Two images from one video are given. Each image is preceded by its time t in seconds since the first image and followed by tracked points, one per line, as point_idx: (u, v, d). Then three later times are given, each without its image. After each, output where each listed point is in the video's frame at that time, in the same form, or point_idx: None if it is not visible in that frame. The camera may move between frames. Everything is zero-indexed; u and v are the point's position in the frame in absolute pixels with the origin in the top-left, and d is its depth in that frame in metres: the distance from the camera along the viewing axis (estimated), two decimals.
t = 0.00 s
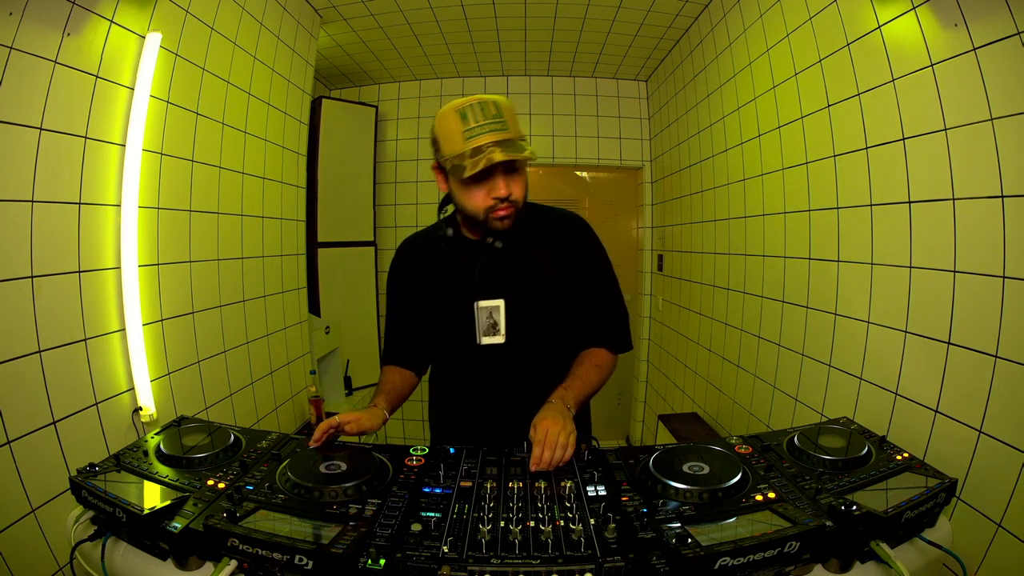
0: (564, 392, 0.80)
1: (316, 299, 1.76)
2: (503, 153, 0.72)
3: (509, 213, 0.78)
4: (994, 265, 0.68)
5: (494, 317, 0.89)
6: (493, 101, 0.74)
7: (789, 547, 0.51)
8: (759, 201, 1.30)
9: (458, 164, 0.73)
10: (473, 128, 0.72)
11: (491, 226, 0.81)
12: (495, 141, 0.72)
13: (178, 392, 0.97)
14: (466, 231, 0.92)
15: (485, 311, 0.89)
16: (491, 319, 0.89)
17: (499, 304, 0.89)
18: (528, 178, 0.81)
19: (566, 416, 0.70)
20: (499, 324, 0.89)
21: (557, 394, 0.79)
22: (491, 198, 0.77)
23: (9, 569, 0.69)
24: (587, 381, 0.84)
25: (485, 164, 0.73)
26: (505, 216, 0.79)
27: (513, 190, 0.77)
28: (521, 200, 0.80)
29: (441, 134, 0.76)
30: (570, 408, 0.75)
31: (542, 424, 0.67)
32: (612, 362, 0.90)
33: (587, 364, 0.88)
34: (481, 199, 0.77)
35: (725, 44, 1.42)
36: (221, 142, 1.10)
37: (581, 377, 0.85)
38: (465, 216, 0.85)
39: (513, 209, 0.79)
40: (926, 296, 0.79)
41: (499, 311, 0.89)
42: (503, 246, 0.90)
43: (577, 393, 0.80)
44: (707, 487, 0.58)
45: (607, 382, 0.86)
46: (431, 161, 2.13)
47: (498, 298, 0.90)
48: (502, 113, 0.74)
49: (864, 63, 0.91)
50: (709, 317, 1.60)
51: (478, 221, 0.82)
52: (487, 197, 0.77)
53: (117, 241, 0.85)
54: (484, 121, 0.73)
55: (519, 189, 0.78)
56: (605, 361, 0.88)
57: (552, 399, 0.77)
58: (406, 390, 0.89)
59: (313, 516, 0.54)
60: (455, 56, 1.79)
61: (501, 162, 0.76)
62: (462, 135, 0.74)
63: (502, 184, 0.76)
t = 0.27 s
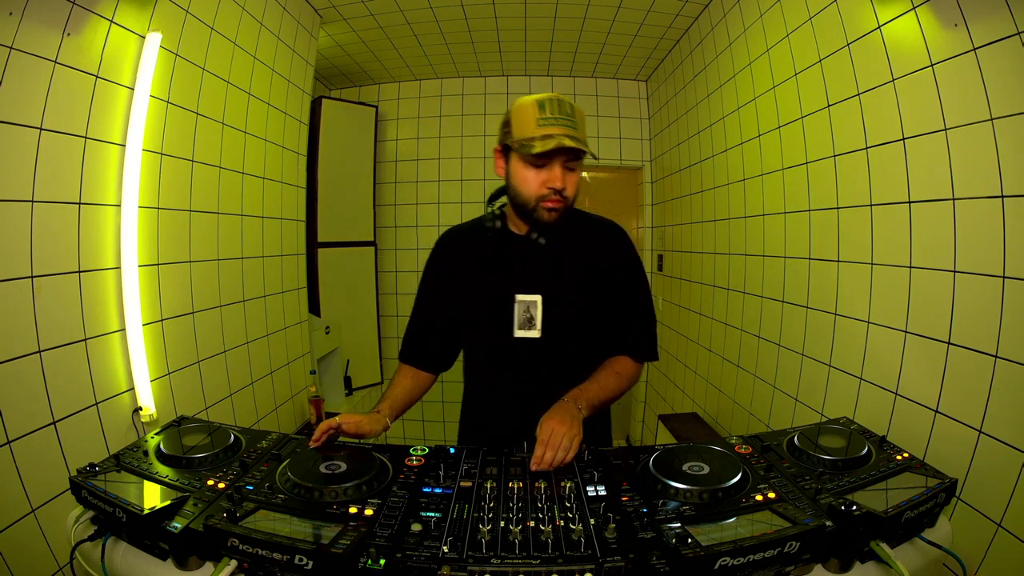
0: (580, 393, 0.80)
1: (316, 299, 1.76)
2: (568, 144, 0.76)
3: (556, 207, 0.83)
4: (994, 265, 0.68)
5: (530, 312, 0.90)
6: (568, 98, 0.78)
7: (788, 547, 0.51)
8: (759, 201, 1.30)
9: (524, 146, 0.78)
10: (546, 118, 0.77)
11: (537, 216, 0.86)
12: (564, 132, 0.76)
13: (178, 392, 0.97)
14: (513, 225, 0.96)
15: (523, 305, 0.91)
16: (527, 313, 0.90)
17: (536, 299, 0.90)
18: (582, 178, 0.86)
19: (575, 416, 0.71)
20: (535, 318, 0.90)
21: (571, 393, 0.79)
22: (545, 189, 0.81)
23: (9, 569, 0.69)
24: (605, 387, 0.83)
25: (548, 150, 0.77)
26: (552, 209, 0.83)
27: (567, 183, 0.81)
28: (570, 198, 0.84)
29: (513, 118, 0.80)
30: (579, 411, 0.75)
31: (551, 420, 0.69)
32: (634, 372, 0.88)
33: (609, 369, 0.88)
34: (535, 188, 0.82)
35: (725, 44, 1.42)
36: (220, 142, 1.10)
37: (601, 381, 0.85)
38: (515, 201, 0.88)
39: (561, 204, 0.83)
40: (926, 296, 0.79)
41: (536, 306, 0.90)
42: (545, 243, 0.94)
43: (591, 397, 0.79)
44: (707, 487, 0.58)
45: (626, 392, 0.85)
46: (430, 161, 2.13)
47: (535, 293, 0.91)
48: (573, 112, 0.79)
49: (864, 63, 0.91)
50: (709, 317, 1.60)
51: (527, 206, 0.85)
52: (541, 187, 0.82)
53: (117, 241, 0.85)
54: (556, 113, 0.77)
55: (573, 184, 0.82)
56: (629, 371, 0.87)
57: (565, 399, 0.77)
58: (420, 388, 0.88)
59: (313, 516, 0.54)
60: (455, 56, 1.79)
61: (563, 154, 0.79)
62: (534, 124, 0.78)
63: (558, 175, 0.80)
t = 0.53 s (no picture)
0: (586, 394, 0.79)
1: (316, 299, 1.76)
2: (598, 157, 0.77)
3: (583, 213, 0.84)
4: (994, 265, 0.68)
5: (554, 305, 0.91)
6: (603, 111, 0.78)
7: (788, 547, 0.51)
8: (759, 201, 1.30)
9: (555, 156, 0.79)
10: (579, 129, 0.77)
11: (563, 219, 0.87)
12: (594, 145, 0.77)
13: (178, 392, 0.97)
14: (545, 222, 0.96)
15: (547, 297, 0.91)
16: (550, 306, 0.91)
17: (561, 294, 0.91)
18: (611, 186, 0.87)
19: (579, 417, 0.71)
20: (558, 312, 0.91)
21: (577, 394, 0.79)
22: (572, 195, 0.83)
23: (9, 569, 0.69)
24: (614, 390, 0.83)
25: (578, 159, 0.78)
26: (579, 214, 0.84)
27: (594, 192, 0.83)
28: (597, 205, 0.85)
29: (548, 125, 0.81)
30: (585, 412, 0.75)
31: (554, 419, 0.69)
32: (642, 381, 0.87)
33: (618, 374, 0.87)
34: (563, 193, 0.83)
35: (725, 44, 1.42)
36: (220, 142, 1.10)
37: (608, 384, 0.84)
38: (544, 204, 0.90)
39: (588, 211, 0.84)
40: (926, 296, 0.79)
41: (559, 301, 0.91)
42: (574, 242, 0.92)
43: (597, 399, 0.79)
44: (707, 487, 0.58)
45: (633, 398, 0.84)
46: (430, 161, 2.14)
47: (560, 288, 0.92)
48: (608, 125, 0.79)
49: (865, 63, 0.91)
50: (709, 317, 1.60)
51: (554, 211, 0.87)
52: (568, 193, 0.83)
53: (117, 241, 0.85)
54: (589, 125, 0.78)
55: (599, 193, 0.84)
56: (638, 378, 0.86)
57: (569, 399, 0.77)
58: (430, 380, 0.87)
59: (313, 515, 0.54)
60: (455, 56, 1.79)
61: (592, 164, 0.81)
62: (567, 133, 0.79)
63: (586, 184, 0.82)
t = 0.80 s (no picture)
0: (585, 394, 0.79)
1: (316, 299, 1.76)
2: (602, 157, 0.79)
3: (580, 212, 0.86)
4: (994, 265, 0.68)
5: (553, 308, 0.91)
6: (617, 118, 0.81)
7: (789, 547, 0.51)
8: (759, 201, 1.30)
9: (563, 151, 0.82)
10: (591, 129, 0.80)
11: (562, 216, 0.89)
12: (602, 147, 0.80)
13: (177, 392, 0.97)
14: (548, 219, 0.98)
15: (547, 299, 0.91)
16: (549, 308, 0.91)
17: (559, 297, 0.91)
18: (614, 193, 0.88)
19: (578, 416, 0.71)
20: (557, 314, 0.90)
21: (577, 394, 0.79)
22: (573, 192, 0.85)
23: (9, 569, 0.69)
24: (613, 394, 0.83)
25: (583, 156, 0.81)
26: (576, 213, 0.87)
27: (595, 194, 0.85)
28: (597, 208, 0.87)
29: (564, 125, 0.84)
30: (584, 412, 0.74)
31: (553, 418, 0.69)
32: (639, 384, 0.87)
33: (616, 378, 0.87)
34: (565, 189, 0.86)
35: (725, 44, 1.42)
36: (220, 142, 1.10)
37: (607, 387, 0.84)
38: (546, 201, 0.92)
39: (586, 211, 0.86)
40: (926, 296, 0.79)
41: (558, 303, 0.90)
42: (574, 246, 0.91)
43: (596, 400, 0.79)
44: (707, 487, 0.58)
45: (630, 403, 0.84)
46: (430, 161, 2.14)
47: (559, 290, 0.91)
48: (620, 133, 0.82)
49: (865, 63, 0.91)
50: (709, 317, 1.60)
51: (554, 207, 0.89)
52: (570, 190, 0.86)
53: (117, 241, 0.85)
54: (602, 128, 0.80)
55: (601, 196, 0.86)
56: (636, 381, 0.86)
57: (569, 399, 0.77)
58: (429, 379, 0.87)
59: (313, 516, 0.54)
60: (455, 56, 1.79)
61: (597, 166, 0.83)
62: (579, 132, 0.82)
63: (589, 184, 0.84)
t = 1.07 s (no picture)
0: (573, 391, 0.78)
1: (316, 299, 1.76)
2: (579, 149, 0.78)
3: (554, 202, 0.86)
4: (994, 265, 0.68)
5: (525, 299, 0.90)
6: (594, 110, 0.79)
7: (789, 547, 0.51)
8: (759, 201, 1.30)
9: (539, 138, 0.80)
10: (569, 119, 0.78)
11: (535, 206, 0.88)
12: (577, 138, 0.78)
13: (177, 392, 0.97)
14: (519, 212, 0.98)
15: (518, 291, 0.91)
16: (521, 299, 0.90)
17: (531, 288, 0.90)
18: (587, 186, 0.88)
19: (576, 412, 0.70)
20: (529, 306, 0.90)
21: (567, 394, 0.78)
22: (548, 182, 0.84)
23: (9, 569, 0.69)
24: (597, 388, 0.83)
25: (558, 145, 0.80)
26: (550, 203, 0.86)
27: (568, 185, 0.84)
28: (570, 199, 0.87)
29: (540, 113, 0.82)
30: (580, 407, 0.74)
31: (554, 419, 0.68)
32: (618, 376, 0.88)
33: (596, 373, 0.87)
34: (540, 178, 0.85)
35: (725, 44, 1.42)
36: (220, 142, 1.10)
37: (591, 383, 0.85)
38: (519, 190, 0.91)
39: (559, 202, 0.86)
40: (926, 296, 0.79)
41: (530, 294, 0.90)
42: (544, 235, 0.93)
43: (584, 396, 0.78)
44: (707, 487, 0.58)
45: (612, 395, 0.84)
46: (430, 161, 2.14)
47: (531, 281, 0.91)
48: (596, 125, 0.80)
49: (865, 63, 0.91)
50: (709, 317, 1.60)
51: (527, 195, 0.88)
52: (545, 179, 0.84)
53: (117, 240, 0.85)
54: (579, 119, 0.79)
55: (574, 188, 0.85)
56: (615, 373, 0.87)
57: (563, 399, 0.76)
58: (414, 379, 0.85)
59: (313, 516, 0.54)
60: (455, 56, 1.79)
61: (572, 157, 0.82)
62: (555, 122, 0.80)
63: (563, 174, 0.83)
